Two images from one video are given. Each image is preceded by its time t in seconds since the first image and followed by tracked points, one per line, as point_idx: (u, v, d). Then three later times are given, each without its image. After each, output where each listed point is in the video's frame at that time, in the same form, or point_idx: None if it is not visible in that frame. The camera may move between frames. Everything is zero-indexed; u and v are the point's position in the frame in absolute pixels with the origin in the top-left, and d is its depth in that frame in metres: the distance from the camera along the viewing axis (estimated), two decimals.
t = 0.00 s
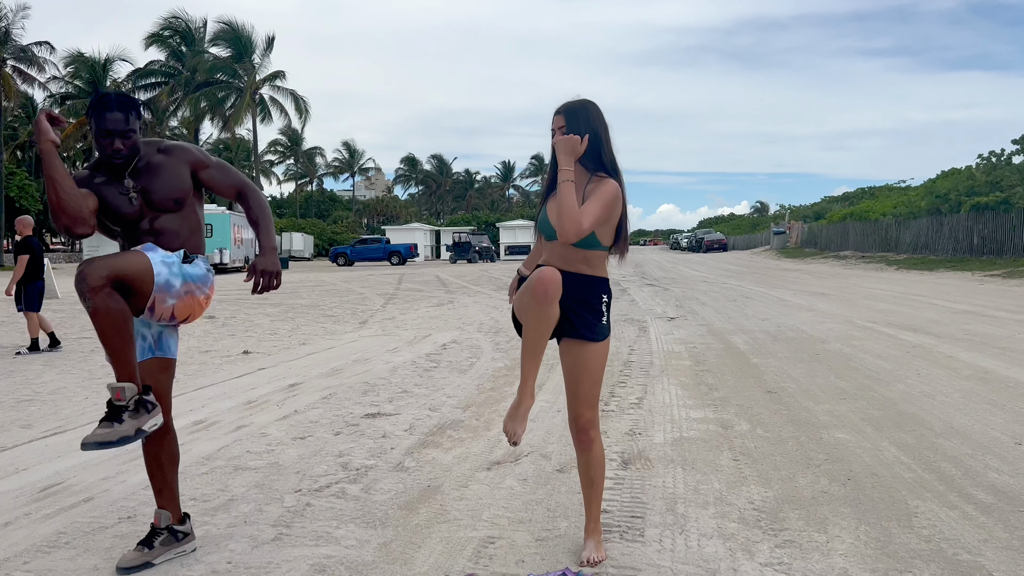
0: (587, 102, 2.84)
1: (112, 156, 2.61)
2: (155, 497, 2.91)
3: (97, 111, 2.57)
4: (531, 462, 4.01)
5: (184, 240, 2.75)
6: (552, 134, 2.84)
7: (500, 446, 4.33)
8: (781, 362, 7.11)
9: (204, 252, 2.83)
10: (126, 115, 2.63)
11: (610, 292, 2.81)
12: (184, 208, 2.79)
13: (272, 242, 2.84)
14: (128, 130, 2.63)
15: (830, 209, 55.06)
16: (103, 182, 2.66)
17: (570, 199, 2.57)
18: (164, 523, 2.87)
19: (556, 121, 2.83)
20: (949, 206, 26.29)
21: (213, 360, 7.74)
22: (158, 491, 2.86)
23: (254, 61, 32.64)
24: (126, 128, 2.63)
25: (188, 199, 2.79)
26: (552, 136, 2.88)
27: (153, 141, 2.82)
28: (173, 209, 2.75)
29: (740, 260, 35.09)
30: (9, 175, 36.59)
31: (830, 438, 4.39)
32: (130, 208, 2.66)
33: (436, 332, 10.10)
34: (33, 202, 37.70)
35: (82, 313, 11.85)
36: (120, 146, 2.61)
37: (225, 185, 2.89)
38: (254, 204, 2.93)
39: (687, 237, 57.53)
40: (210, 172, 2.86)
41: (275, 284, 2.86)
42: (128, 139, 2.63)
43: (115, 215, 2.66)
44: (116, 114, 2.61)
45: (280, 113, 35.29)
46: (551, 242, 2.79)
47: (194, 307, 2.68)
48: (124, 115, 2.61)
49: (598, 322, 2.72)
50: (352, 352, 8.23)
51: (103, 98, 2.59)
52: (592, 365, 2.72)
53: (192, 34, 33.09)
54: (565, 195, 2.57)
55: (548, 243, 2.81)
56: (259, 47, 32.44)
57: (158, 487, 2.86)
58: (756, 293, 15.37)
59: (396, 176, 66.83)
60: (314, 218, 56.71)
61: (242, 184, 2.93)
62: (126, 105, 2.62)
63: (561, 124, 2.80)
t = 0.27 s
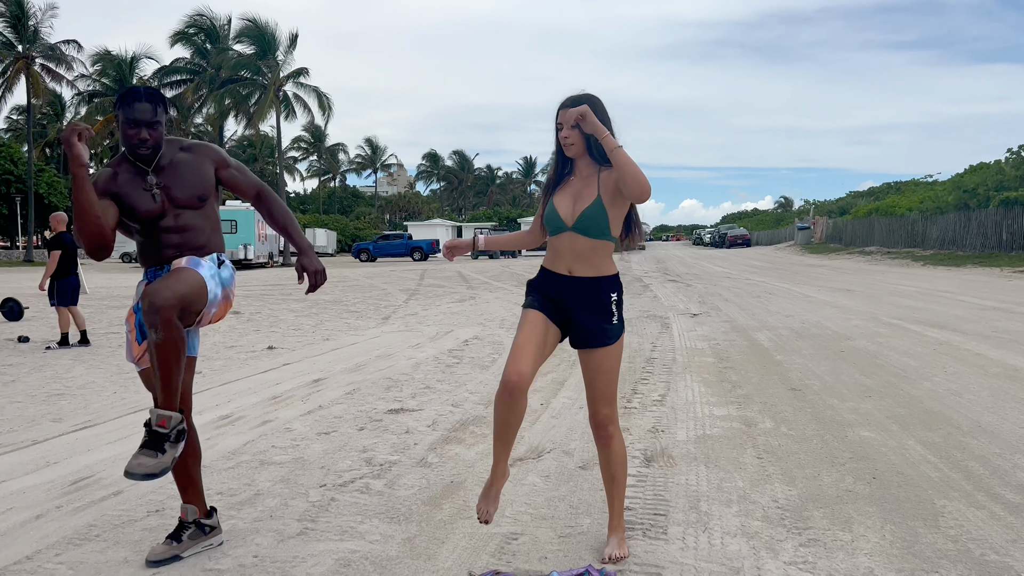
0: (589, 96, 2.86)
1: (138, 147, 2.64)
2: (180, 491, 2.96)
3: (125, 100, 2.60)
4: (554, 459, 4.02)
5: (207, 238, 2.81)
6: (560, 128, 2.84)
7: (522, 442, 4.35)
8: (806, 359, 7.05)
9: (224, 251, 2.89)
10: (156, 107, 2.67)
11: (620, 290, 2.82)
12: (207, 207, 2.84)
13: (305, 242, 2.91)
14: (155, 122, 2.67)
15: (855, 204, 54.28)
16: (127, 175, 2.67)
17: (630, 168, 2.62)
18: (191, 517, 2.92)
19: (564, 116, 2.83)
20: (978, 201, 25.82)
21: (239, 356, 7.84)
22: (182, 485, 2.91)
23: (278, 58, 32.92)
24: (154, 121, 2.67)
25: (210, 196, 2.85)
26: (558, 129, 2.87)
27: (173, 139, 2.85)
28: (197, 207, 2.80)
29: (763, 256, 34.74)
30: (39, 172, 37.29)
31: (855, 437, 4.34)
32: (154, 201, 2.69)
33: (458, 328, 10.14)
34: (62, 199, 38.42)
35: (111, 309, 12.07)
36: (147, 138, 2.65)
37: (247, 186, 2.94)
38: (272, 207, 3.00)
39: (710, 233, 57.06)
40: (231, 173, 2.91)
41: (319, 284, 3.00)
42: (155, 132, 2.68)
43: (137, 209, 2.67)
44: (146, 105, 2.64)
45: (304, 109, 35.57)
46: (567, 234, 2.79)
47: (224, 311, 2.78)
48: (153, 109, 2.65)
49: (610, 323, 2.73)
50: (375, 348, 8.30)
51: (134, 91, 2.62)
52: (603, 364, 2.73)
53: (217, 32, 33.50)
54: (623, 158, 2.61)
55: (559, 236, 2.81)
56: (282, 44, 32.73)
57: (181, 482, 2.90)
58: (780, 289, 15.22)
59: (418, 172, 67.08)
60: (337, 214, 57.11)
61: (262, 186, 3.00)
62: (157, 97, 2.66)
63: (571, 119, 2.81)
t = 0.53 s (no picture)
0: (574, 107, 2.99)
1: (167, 127, 2.81)
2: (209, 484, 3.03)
3: (161, 82, 2.81)
4: (578, 454, 4.02)
5: (223, 236, 2.81)
6: (548, 134, 2.92)
7: (547, 437, 4.35)
8: (832, 356, 6.96)
9: (247, 253, 2.89)
10: (189, 92, 2.86)
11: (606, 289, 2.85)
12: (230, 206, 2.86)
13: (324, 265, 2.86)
14: (186, 105, 2.85)
15: (883, 199, 53.34)
16: (158, 162, 2.81)
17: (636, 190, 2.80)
18: (220, 510, 3.00)
19: (554, 124, 2.91)
20: (1009, 195, 25.28)
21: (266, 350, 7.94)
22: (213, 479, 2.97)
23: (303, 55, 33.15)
24: (186, 103, 2.85)
25: (236, 198, 2.88)
26: (543, 136, 2.95)
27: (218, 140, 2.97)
28: (219, 202, 2.83)
29: (789, 251, 34.29)
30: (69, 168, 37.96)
31: (883, 434, 4.28)
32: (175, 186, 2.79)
33: (482, 323, 10.16)
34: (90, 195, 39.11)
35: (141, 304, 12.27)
36: (176, 118, 2.82)
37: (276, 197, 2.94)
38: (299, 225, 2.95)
39: (735, 228, 56.45)
40: (262, 179, 2.94)
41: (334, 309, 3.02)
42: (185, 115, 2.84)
43: (162, 196, 2.79)
44: (180, 88, 2.84)
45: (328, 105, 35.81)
46: (547, 237, 2.82)
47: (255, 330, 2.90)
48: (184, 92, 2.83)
49: (597, 324, 2.75)
50: (400, 343, 8.34)
51: (174, 79, 2.84)
52: (596, 366, 2.75)
53: (242, 29, 33.84)
54: (635, 186, 2.79)
55: (538, 242, 2.83)
56: (307, 40, 32.99)
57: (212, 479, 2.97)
58: (806, 285, 15.01)
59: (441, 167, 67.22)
60: (361, 209, 57.44)
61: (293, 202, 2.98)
62: (191, 83, 2.86)
63: (562, 127, 2.91)
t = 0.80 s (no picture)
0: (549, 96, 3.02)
1: (210, 120, 2.88)
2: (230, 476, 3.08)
3: (205, 76, 2.88)
4: (602, 450, 4.03)
5: (254, 233, 2.85)
6: (540, 120, 2.91)
7: (570, 433, 4.37)
8: (859, 352, 6.87)
9: (278, 254, 2.91)
10: (231, 84, 2.91)
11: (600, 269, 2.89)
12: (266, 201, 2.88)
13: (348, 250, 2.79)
14: (228, 97, 2.89)
15: (912, 193, 52.41)
16: (202, 154, 2.89)
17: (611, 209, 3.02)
18: (245, 501, 3.05)
19: (544, 110, 2.91)
20: None
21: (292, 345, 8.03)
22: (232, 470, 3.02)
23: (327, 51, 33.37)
24: (227, 95, 2.90)
25: (273, 193, 2.89)
26: (529, 121, 2.92)
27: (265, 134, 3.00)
28: (256, 198, 2.86)
29: (815, 246, 33.85)
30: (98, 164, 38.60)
31: (911, 431, 4.22)
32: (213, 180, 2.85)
33: (505, 319, 10.18)
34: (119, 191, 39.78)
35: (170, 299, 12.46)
36: (218, 111, 2.88)
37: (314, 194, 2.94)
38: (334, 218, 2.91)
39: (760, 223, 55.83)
40: (302, 177, 2.94)
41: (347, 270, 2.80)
42: (227, 108, 2.89)
43: (201, 188, 2.85)
44: (222, 80, 2.90)
45: (352, 102, 36.03)
46: (548, 228, 2.81)
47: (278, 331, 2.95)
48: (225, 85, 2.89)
49: (592, 291, 2.78)
50: (423, 338, 8.40)
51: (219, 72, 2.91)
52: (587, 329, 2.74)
53: (268, 26, 34.16)
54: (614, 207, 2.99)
55: (535, 233, 2.81)
56: (331, 37, 33.20)
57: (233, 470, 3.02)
58: (832, 281, 14.82)
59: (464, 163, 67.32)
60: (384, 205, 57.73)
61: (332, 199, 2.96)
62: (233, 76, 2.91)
63: (551, 114, 2.92)
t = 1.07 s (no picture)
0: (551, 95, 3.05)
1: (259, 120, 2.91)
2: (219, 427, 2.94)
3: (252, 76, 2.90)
4: (624, 445, 4.04)
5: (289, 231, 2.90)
6: (555, 120, 2.93)
7: (592, 429, 4.37)
8: (884, 349, 6.79)
9: (317, 253, 2.97)
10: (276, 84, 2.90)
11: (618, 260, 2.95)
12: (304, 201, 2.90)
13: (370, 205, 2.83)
14: (274, 98, 2.90)
15: (939, 188, 51.54)
16: (251, 151, 2.94)
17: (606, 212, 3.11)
18: (238, 451, 2.95)
19: (558, 111, 2.94)
20: None
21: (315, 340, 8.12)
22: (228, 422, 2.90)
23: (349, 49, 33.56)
24: (273, 95, 2.90)
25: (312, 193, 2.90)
26: (543, 120, 2.93)
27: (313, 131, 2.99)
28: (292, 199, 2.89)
29: (839, 242, 33.43)
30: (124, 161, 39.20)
31: (937, 428, 4.18)
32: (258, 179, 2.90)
33: (526, 315, 10.20)
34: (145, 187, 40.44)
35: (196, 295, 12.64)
36: (265, 112, 2.90)
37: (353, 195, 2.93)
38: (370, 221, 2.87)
39: (784, 219, 55.24)
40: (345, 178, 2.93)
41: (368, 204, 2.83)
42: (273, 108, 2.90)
43: (247, 182, 2.92)
44: (268, 81, 2.90)
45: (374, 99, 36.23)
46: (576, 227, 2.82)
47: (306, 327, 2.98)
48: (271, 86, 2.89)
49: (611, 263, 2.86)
50: (445, 334, 8.44)
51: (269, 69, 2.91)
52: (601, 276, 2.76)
53: (290, 24, 34.43)
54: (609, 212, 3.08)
55: (567, 231, 2.81)
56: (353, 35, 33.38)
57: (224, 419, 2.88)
58: (857, 277, 14.63)
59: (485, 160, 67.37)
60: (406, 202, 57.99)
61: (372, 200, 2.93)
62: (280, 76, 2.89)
63: (563, 114, 2.95)
